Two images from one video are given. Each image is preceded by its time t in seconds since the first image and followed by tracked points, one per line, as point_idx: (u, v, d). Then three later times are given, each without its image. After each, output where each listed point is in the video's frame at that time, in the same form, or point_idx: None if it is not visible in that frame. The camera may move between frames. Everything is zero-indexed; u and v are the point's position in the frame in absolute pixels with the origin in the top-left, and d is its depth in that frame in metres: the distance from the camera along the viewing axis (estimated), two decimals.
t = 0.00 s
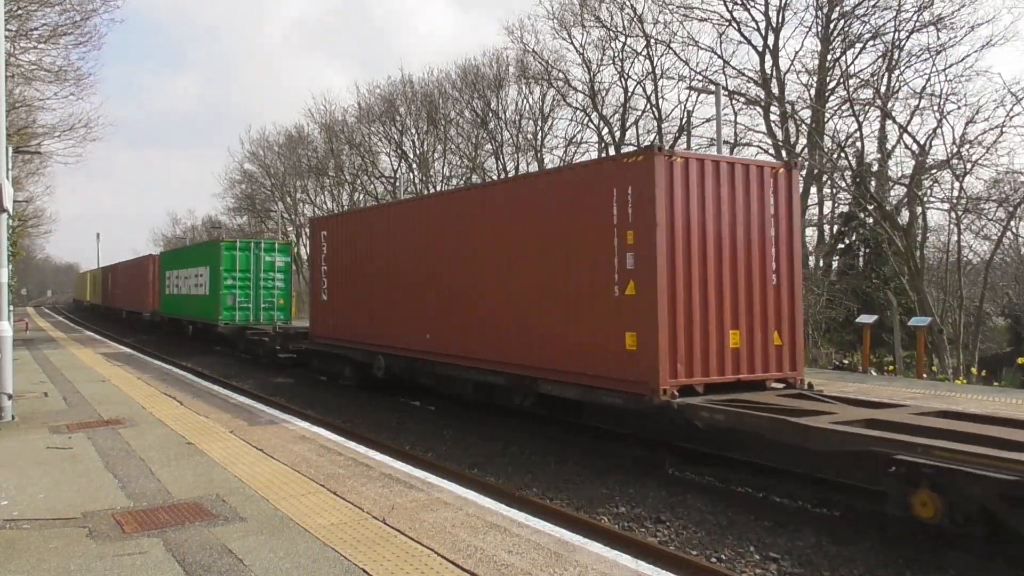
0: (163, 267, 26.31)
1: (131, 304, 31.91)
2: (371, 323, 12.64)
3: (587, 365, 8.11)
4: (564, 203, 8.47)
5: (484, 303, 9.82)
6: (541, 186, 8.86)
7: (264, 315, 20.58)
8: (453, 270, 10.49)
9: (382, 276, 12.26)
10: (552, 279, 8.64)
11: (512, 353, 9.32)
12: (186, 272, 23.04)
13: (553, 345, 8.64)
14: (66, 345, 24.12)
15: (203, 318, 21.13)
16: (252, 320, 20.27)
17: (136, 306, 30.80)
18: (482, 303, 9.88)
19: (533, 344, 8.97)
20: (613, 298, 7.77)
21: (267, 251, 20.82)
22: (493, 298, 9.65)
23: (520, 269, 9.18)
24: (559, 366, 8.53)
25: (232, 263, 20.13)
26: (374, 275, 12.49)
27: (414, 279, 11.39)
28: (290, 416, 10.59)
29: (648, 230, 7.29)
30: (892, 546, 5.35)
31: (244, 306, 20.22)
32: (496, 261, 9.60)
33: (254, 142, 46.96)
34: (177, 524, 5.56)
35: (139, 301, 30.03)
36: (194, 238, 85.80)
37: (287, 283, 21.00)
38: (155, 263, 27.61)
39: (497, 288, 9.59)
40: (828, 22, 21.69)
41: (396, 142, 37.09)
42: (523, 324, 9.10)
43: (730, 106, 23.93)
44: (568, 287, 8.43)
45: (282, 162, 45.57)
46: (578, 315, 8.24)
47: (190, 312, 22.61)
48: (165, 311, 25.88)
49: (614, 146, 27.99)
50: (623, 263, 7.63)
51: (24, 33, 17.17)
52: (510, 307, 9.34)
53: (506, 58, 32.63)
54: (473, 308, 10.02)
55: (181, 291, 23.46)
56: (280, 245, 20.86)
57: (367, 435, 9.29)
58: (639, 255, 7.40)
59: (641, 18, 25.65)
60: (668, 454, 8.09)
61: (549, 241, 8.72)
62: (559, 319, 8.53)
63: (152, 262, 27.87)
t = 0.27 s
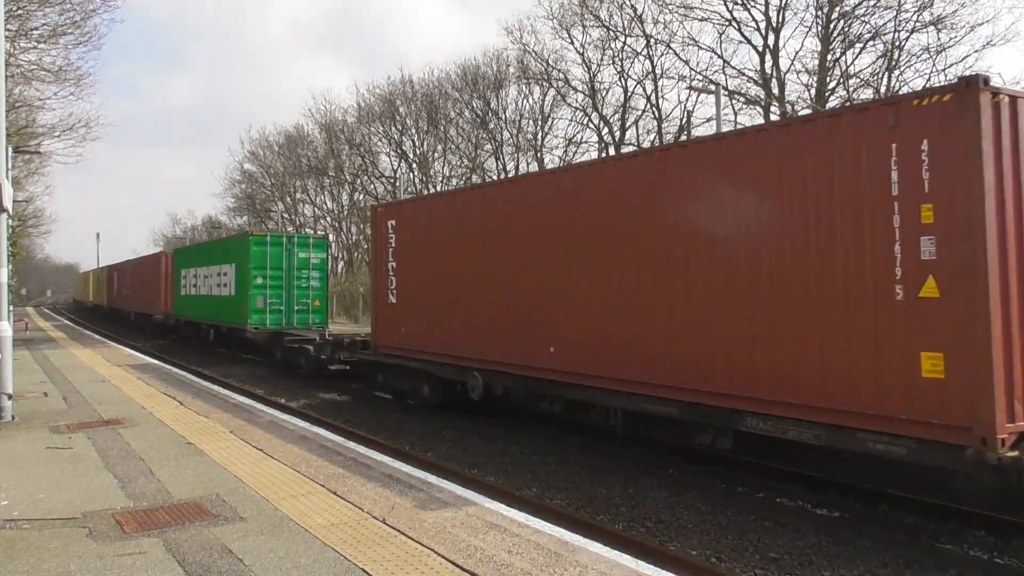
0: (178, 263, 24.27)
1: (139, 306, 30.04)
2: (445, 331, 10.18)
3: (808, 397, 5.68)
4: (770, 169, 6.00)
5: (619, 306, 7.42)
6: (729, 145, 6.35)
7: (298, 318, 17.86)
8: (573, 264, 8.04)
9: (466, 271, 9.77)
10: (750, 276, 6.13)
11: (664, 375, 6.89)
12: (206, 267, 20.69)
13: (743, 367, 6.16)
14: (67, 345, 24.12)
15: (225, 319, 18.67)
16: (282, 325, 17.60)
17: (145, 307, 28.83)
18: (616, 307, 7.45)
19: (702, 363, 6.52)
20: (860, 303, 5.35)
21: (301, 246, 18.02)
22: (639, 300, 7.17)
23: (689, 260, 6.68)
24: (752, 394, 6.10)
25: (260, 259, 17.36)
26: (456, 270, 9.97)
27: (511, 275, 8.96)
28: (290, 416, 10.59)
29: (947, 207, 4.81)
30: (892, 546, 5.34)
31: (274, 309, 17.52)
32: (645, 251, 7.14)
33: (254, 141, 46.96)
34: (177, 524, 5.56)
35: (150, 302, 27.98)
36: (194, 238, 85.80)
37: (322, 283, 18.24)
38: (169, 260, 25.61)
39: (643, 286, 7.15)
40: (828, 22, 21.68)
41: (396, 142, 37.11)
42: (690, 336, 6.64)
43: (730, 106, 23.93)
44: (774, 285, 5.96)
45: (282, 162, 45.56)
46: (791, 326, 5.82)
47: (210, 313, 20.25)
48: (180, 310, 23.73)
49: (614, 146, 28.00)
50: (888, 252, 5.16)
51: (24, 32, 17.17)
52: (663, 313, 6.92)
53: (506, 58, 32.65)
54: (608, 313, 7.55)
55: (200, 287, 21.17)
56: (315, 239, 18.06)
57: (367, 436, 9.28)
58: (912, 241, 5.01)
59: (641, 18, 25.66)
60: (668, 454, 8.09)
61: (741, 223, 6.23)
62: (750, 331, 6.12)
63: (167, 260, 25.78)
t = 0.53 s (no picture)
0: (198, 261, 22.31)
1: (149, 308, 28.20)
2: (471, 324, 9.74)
3: (879, 407, 5.28)
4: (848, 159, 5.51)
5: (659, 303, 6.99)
6: (799, 133, 5.84)
7: (346, 323, 15.76)
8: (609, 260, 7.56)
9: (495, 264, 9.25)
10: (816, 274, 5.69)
11: (708, 378, 6.48)
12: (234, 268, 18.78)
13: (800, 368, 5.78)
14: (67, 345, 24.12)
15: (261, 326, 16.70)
16: (330, 331, 15.50)
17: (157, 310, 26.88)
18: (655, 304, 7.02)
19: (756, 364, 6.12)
20: (941, 304, 4.94)
21: (350, 241, 15.97)
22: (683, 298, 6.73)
23: (744, 256, 6.22)
24: (811, 398, 5.71)
25: (305, 258, 15.35)
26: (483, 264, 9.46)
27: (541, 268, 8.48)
28: (290, 416, 10.60)
29: None
30: (892, 546, 5.34)
31: (321, 314, 15.47)
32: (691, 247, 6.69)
33: (254, 141, 46.95)
34: (177, 524, 5.56)
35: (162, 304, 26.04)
36: (193, 238, 85.83)
37: (372, 282, 16.23)
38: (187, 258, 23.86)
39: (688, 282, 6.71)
40: (828, 22, 21.69)
41: (396, 142, 37.11)
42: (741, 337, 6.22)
43: (730, 106, 23.92)
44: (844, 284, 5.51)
45: (282, 162, 45.55)
46: (860, 329, 5.41)
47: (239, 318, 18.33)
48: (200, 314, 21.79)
49: (614, 146, 28.00)
50: (985, 254, 4.71)
51: (24, 32, 17.17)
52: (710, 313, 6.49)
53: (506, 58, 32.64)
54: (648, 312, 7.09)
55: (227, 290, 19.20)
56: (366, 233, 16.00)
57: (367, 436, 9.28)
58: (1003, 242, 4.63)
59: (641, 17, 25.65)
60: (668, 454, 8.09)
61: (808, 218, 5.77)
62: (814, 333, 5.70)
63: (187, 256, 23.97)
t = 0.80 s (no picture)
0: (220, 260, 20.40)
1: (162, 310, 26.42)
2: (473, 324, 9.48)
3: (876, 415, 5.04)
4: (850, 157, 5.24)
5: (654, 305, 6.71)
6: (800, 130, 5.57)
7: (407, 328, 13.57)
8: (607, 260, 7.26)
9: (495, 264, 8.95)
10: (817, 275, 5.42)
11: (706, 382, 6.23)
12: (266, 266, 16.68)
13: (799, 372, 5.53)
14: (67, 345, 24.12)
15: (302, 332, 14.54)
16: (387, 339, 13.36)
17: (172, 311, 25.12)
18: (649, 306, 6.76)
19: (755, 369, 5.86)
20: (939, 307, 4.71)
21: (410, 233, 13.82)
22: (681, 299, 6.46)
23: (741, 258, 5.95)
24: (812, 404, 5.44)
25: (360, 253, 13.14)
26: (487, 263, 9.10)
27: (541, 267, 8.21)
28: (290, 416, 10.59)
29: None
30: (891, 546, 5.35)
31: (378, 318, 13.31)
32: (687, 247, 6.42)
33: (254, 142, 46.94)
34: (177, 524, 5.56)
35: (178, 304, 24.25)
36: (193, 238, 85.82)
37: (435, 281, 14.04)
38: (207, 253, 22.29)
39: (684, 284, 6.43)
40: (828, 22, 21.69)
41: (396, 142, 37.11)
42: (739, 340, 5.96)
43: (730, 106, 23.92)
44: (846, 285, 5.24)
45: (282, 162, 45.54)
46: (860, 333, 5.16)
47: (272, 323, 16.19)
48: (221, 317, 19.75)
49: (614, 146, 28.00)
50: (993, 262, 4.43)
51: (24, 32, 17.17)
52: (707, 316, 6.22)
53: (506, 58, 32.63)
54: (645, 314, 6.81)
55: (257, 290, 17.05)
56: (428, 224, 13.83)
57: (367, 435, 9.28)
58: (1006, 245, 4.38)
59: (641, 18, 25.65)
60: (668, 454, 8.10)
61: (809, 216, 5.50)
62: (814, 338, 5.43)
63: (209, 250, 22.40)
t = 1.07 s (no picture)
0: (250, 257, 18.16)
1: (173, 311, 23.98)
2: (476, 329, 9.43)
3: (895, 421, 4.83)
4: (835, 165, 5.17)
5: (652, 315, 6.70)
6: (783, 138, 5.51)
7: (492, 336, 11.80)
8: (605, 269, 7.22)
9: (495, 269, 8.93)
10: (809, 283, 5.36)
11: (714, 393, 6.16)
12: (309, 263, 14.79)
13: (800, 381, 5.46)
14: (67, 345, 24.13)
15: (361, 341, 12.71)
16: (469, 348, 11.60)
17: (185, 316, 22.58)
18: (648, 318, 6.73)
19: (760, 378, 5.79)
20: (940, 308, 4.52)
21: (495, 223, 12.15)
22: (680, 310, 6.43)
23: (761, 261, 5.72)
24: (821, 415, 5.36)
25: (438, 246, 11.43)
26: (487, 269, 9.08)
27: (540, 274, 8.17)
28: (290, 416, 10.59)
29: None
30: (892, 547, 5.35)
31: (458, 324, 11.61)
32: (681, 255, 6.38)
33: (254, 142, 46.96)
34: (177, 524, 5.56)
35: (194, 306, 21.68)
36: (194, 238, 85.86)
37: (522, 279, 12.30)
38: (231, 249, 19.82)
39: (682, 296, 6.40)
40: (828, 22, 21.69)
41: (396, 142, 37.10)
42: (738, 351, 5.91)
43: (730, 106, 23.91)
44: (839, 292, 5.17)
45: (282, 162, 45.56)
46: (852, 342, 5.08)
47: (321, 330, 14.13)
48: (250, 321, 17.44)
49: (614, 146, 27.99)
50: (998, 261, 4.25)
51: (24, 32, 17.17)
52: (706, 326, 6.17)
53: (506, 58, 32.62)
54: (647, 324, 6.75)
55: (300, 291, 14.98)
56: (516, 212, 12.13)
57: (366, 435, 9.28)
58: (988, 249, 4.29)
59: (641, 18, 25.64)
60: (669, 454, 8.10)
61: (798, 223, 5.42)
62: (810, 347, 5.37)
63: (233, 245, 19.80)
